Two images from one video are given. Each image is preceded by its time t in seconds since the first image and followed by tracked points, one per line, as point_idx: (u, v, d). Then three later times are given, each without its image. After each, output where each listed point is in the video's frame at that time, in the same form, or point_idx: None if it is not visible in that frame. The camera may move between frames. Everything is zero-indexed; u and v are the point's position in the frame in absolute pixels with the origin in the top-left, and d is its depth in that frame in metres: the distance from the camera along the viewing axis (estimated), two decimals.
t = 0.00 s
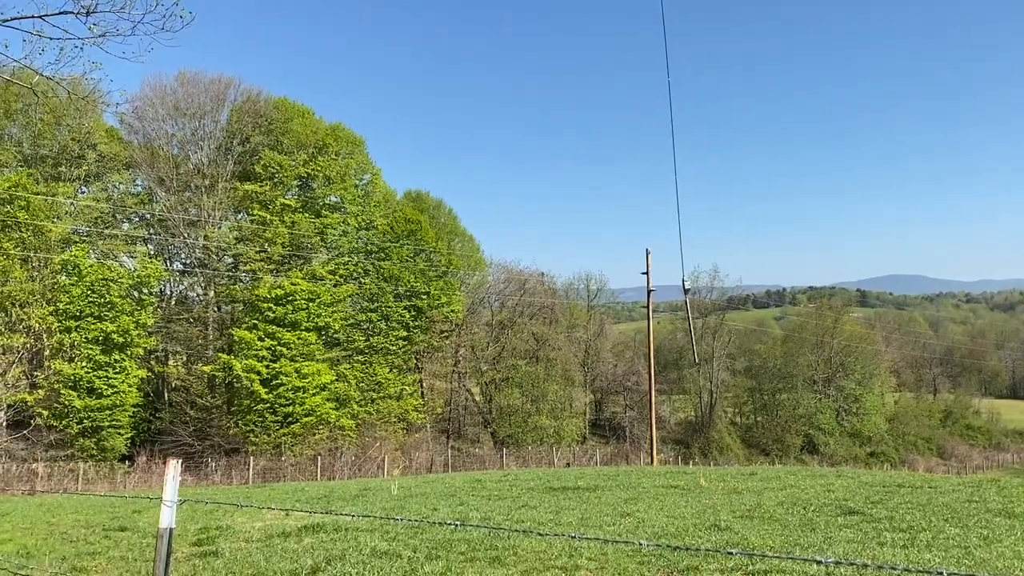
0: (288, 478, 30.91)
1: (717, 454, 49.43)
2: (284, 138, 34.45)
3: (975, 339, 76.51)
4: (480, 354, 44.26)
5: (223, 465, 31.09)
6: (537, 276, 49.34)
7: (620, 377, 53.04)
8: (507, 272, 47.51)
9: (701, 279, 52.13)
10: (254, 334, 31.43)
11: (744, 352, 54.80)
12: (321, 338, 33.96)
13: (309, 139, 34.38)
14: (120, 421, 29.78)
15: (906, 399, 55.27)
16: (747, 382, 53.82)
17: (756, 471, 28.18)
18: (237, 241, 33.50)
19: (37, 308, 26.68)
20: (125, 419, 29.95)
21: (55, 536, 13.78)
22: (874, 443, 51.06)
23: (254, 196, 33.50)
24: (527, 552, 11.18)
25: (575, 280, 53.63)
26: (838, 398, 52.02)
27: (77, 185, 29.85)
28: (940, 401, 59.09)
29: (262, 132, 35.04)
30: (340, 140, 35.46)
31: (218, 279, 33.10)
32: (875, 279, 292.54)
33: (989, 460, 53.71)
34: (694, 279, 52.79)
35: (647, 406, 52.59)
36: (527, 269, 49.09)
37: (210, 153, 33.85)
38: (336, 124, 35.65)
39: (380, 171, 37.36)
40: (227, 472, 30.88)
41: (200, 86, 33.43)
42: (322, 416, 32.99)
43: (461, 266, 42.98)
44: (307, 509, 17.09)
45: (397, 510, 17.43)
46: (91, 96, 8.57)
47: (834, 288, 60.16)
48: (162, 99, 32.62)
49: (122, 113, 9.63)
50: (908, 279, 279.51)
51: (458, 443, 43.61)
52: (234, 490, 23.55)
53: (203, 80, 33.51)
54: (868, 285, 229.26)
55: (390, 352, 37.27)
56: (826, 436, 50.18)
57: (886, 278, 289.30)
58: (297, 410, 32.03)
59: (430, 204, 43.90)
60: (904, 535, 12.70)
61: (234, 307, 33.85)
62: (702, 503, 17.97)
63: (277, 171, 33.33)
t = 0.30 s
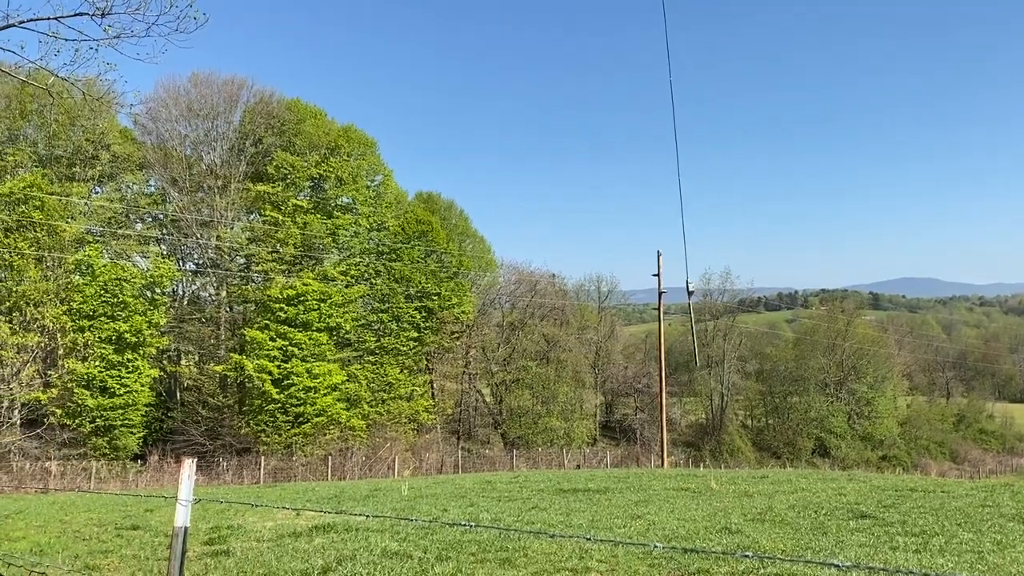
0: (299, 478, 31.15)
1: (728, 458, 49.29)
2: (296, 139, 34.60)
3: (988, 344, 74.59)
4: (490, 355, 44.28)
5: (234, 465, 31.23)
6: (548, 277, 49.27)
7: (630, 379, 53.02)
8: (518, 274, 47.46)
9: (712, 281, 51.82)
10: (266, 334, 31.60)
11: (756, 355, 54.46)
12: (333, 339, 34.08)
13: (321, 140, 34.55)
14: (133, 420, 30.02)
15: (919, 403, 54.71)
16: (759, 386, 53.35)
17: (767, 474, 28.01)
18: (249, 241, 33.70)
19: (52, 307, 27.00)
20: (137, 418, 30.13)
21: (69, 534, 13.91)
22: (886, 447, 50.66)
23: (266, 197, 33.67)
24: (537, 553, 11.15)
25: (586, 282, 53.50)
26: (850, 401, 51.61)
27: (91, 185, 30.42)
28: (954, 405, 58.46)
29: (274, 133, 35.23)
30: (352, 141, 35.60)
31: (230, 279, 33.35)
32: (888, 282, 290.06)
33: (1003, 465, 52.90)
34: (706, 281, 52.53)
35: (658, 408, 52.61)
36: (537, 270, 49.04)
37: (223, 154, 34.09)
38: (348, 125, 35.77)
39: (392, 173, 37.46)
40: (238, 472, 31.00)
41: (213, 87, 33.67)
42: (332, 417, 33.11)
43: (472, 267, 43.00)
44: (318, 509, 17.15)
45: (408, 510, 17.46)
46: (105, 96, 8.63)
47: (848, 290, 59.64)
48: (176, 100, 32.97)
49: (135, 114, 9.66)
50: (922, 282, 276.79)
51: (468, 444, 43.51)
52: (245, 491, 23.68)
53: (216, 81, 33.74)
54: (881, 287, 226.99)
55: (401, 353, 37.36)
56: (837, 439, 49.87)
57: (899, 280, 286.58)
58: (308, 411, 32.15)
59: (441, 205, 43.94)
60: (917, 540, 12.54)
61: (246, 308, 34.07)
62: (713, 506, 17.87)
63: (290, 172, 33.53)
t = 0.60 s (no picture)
0: (308, 481, 31.17)
1: (737, 464, 48.90)
2: (307, 143, 34.78)
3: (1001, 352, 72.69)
4: (499, 359, 44.24)
5: (244, 467, 31.30)
6: (558, 282, 49.21)
7: (640, 384, 52.87)
8: (527, 278, 47.39)
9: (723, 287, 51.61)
10: (276, 337, 31.75)
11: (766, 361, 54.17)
12: (343, 342, 34.17)
13: (332, 144, 34.74)
14: (144, 422, 30.22)
15: (930, 410, 54.13)
16: (769, 394, 53.29)
17: (777, 480, 27.76)
18: (260, 245, 33.84)
19: (64, 310, 27.15)
20: (148, 421, 30.30)
21: (80, 535, 14.00)
22: (896, 454, 50.19)
23: (277, 201, 33.85)
24: (546, 559, 11.10)
25: (595, 287, 53.43)
26: (860, 407, 51.21)
27: (104, 189, 30.74)
28: (966, 412, 57.80)
29: (285, 137, 35.47)
30: (363, 145, 35.78)
31: (241, 282, 33.55)
32: (900, 288, 287.64)
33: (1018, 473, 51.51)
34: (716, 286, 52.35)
35: (667, 413, 52.59)
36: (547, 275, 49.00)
37: (235, 157, 34.33)
38: (359, 129, 35.96)
39: (402, 177, 37.59)
40: (248, 475, 31.03)
41: (225, 91, 33.96)
42: (342, 420, 33.21)
43: (482, 272, 43.05)
44: (328, 513, 17.18)
45: (417, 514, 17.45)
46: (119, 101, 8.73)
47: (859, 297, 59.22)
48: (188, 104, 33.07)
49: (148, 118, 9.75)
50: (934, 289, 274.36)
51: (478, 448, 43.74)
52: (255, 493, 23.75)
53: (229, 85, 34.01)
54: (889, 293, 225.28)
55: (410, 357, 37.40)
56: (848, 446, 49.44)
57: (910, 286, 284.18)
58: (317, 414, 32.27)
59: (451, 209, 44.04)
60: (929, 548, 12.39)
61: (256, 311, 34.23)
62: (723, 512, 17.76)
63: (301, 176, 33.71)
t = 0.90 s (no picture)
0: (316, 488, 31.28)
1: (747, 473, 48.51)
2: (318, 150, 34.99)
3: (1015, 362, 71.63)
4: (508, 367, 44.16)
5: (253, 474, 31.33)
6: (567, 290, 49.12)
7: (649, 393, 52.60)
8: (536, 285, 47.31)
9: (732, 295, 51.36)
10: (285, 344, 31.84)
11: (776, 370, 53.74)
12: (352, 349, 34.22)
13: (343, 152, 34.95)
14: (153, 428, 30.34)
15: (941, 421, 53.50)
16: (780, 405, 52.56)
17: (787, 490, 27.44)
18: (270, 252, 34.01)
19: (75, 316, 27.41)
20: (157, 427, 30.40)
21: (89, 541, 14.01)
22: (907, 465, 49.65)
23: (288, 208, 34.04)
24: (554, 569, 10.97)
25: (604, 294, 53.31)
26: (871, 417, 50.78)
27: (116, 195, 31.06)
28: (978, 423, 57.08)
29: (296, 144, 35.73)
30: (373, 152, 35.96)
31: (251, 288, 33.72)
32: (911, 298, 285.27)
33: None
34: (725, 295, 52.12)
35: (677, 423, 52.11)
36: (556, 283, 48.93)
37: (245, 164, 34.60)
38: (369, 137, 36.16)
39: (412, 185, 37.73)
40: (257, 481, 31.05)
41: (237, 99, 34.28)
42: (350, 427, 33.19)
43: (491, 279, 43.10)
44: (337, 519, 17.18)
45: (425, 522, 17.38)
46: (132, 109, 8.82)
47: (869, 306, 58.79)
48: (199, 111, 33.44)
49: (159, 124, 9.81)
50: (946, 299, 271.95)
51: (486, 456, 43.91)
52: (263, 500, 23.74)
53: (240, 93, 34.32)
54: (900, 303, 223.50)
55: (419, 364, 37.43)
56: (858, 456, 48.94)
57: (922, 296, 281.80)
58: (326, 421, 32.27)
59: (460, 216, 44.17)
60: (941, 560, 12.18)
61: (266, 317, 34.44)
62: (732, 522, 17.60)
63: (311, 183, 33.86)
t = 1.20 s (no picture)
0: (325, 498, 31.16)
1: (757, 486, 48.06)
2: (329, 161, 35.15)
3: None
4: (518, 378, 44.07)
5: (262, 483, 31.36)
6: (576, 301, 49.04)
7: (659, 405, 52.31)
8: (546, 296, 47.27)
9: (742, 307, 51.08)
10: (295, 354, 31.95)
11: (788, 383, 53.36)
12: (362, 359, 34.29)
13: (354, 163, 35.17)
14: (163, 437, 30.50)
15: (954, 434, 52.78)
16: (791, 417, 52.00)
17: (799, 504, 27.12)
18: (281, 262, 34.19)
19: (87, 325, 27.65)
20: (167, 435, 30.61)
21: (99, 550, 14.04)
22: (918, 479, 49.00)
23: (299, 218, 34.29)
24: None
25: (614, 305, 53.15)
26: (882, 431, 50.26)
27: (128, 205, 31.44)
28: (993, 437, 56.31)
29: (308, 155, 36.02)
30: (384, 163, 36.18)
31: (262, 298, 33.97)
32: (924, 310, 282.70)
33: None
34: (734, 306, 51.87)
35: (687, 435, 51.66)
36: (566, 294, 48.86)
37: (257, 175, 34.92)
38: (380, 148, 36.40)
39: (423, 196, 37.92)
40: (266, 491, 31.04)
41: (250, 110, 34.63)
42: (359, 437, 33.18)
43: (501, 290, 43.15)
44: (346, 530, 17.20)
45: (435, 533, 17.34)
46: (146, 119, 8.92)
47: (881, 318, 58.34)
48: (211, 122, 33.81)
49: (172, 134, 9.91)
50: (959, 311, 269.33)
51: (495, 467, 43.55)
52: (272, 510, 23.72)
53: (253, 104, 34.68)
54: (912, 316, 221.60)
55: (428, 375, 37.43)
56: (870, 470, 48.36)
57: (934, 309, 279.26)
58: (336, 431, 32.27)
59: (470, 227, 44.30)
60: None
61: (276, 327, 34.52)
62: (742, 535, 17.43)
63: (322, 194, 34.13)
